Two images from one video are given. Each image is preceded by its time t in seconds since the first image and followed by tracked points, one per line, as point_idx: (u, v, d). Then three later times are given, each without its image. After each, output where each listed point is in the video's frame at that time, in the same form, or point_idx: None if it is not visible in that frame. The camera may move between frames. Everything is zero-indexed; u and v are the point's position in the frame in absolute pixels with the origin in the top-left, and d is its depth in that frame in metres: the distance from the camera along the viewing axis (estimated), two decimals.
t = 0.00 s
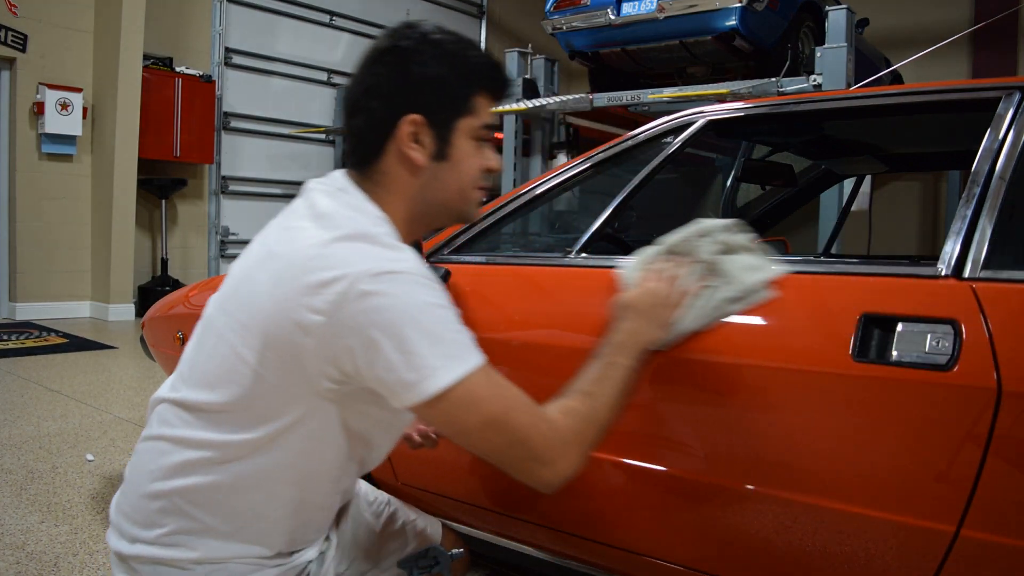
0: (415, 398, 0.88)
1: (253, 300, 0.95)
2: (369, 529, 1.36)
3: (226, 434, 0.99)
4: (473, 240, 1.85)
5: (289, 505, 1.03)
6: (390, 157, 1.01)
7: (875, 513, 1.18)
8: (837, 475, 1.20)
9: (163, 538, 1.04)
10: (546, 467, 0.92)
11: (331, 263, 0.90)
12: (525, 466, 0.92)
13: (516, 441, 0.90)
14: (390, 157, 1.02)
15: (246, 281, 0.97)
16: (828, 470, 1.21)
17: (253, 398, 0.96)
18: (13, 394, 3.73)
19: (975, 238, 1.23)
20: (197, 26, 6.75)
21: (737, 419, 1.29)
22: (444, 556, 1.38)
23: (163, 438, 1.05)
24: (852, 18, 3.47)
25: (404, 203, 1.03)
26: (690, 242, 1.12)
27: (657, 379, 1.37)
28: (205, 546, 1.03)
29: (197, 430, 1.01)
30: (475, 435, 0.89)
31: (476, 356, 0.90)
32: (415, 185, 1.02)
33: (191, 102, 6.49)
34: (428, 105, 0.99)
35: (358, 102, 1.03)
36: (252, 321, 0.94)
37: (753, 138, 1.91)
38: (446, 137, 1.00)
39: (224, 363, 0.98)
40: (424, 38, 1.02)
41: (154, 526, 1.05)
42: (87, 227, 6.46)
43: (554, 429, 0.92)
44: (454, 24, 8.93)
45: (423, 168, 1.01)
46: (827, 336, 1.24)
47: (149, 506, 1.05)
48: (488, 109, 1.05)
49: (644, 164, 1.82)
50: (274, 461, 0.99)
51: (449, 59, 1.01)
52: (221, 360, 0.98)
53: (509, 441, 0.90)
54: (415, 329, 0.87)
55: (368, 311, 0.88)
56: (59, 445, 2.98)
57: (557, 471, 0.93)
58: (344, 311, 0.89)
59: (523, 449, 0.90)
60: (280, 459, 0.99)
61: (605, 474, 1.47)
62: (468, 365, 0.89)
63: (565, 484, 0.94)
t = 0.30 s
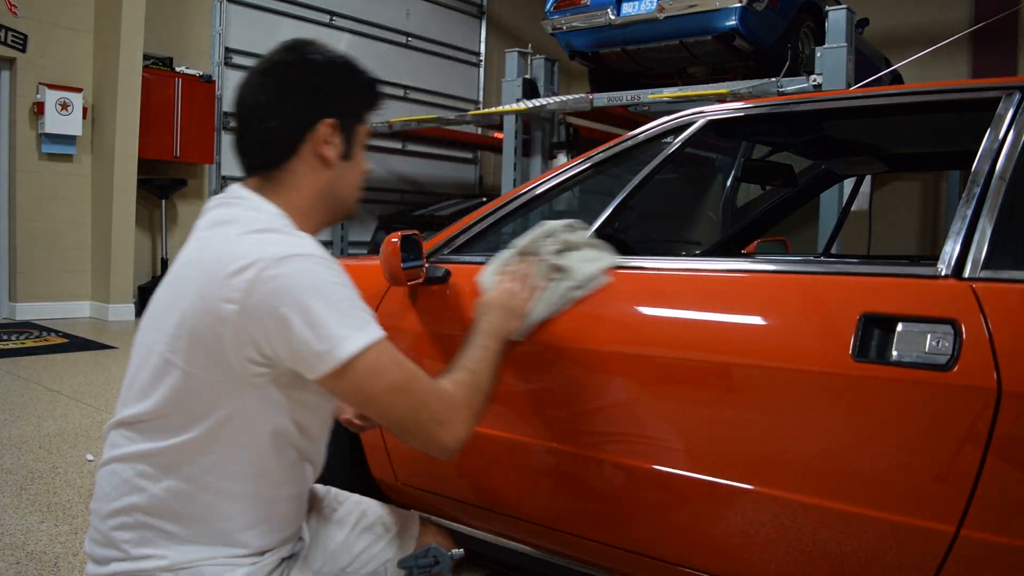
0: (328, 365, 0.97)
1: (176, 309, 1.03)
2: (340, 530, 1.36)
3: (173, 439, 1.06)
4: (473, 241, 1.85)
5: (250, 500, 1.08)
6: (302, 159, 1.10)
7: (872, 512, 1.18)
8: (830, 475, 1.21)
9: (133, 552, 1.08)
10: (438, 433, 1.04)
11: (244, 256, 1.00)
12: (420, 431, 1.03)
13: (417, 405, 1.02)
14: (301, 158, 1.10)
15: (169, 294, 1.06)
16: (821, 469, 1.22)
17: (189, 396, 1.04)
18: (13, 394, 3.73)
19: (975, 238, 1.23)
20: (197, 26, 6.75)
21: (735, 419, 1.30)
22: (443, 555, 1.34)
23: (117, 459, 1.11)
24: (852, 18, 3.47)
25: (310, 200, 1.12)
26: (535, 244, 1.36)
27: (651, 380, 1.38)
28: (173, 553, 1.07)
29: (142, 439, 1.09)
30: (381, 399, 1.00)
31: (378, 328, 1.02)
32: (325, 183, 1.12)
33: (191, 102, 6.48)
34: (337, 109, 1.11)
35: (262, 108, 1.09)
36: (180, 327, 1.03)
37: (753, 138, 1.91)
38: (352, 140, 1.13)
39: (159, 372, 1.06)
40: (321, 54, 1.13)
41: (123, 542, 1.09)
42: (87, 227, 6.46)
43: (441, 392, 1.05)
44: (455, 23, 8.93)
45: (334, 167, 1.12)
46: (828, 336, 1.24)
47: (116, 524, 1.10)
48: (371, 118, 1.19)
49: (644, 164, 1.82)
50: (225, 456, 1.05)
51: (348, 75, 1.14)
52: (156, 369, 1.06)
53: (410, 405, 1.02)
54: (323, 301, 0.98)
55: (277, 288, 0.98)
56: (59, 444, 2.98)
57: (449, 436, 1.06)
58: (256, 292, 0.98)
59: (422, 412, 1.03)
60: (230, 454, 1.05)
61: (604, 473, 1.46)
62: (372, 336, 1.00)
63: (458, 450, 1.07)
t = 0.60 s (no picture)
0: (297, 307, 1.11)
1: (142, 296, 1.16)
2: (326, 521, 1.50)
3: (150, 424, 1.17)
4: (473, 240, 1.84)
5: (228, 473, 1.21)
6: (234, 150, 1.23)
7: (872, 511, 1.18)
8: (827, 474, 1.22)
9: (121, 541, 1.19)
10: (416, 358, 1.21)
11: (203, 228, 1.14)
12: (399, 359, 1.18)
13: (392, 330, 1.18)
14: (232, 149, 1.23)
15: (134, 282, 1.18)
16: (820, 467, 1.22)
17: (164, 377, 1.16)
18: (14, 394, 3.72)
19: (975, 238, 1.22)
20: (197, 26, 6.74)
21: (737, 420, 1.29)
22: (443, 555, 1.55)
23: (99, 455, 1.23)
24: (852, 18, 3.47)
25: (243, 186, 1.25)
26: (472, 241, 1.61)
27: (648, 379, 1.39)
28: (158, 540, 1.18)
29: (122, 430, 1.20)
30: (355, 333, 1.14)
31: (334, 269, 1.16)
32: (256, 172, 1.25)
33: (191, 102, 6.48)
34: (262, 105, 1.25)
35: (190, 106, 1.23)
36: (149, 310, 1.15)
37: (753, 138, 1.91)
38: (278, 132, 1.27)
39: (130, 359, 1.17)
40: (245, 59, 1.27)
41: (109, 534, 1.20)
42: (87, 227, 6.45)
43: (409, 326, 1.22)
44: (455, 23, 8.93)
45: (263, 157, 1.25)
46: (828, 336, 1.23)
47: (104, 517, 1.21)
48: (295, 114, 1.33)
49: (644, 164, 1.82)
50: (203, 431, 1.18)
51: (270, 75, 1.27)
52: (126, 359, 1.18)
53: (385, 333, 1.17)
54: (277, 249, 1.12)
55: (237, 244, 1.11)
56: (59, 444, 2.98)
57: (427, 368, 1.22)
58: (217, 253, 1.11)
59: (398, 339, 1.18)
60: (208, 427, 1.18)
61: (603, 473, 1.46)
62: (326, 271, 1.13)
63: (438, 378, 1.24)
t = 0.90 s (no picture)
0: (273, 324, 1.12)
1: (135, 296, 1.16)
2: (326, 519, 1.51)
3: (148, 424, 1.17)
4: (473, 240, 1.84)
5: (226, 471, 1.22)
6: (210, 149, 1.23)
7: (871, 511, 1.19)
8: (826, 474, 1.22)
9: (125, 540, 1.19)
10: (355, 410, 1.19)
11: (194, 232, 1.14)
12: (340, 407, 1.18)
13: (342, 377, 1.17)
14: (209, 150, 1.24)
15: (127, 284, 1.18)
16: (819, 467, 1.22)
17: (158, 376, 1.16)
18: (13, 394, 3.72)
19: (975, 238, 1.22)
20: (197, 26, 6.74)
21: (736, 419, 1.30)
22: (442, 555, 1.54)
23: (97, 456, 1.22)
24: (852, 18, 3.47)
25: (223, 187, 1.25)
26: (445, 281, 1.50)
27: (648, 378, 1.39)
28: (162, 539, 1.19)
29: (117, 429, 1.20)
30: (311, 366, 1.15)
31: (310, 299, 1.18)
32: (234, 171, 1.25)
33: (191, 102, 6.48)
34: (239, 105, 1.24)
35: (173, 107, 1.25)
36: (144, 309, 1.15)
37: (753, 138, 1.91)
38: (255, 132, 1.26)
39: (124, 361, 1.17)
40: (225, 60, 1.28)
41: (113, 534, 1.19)
42: (87, 227, 6.45)
43: (358, 373, 1.22)
44: (455, 23, 8.92)
45: (239, 156, 1.25)
46: (828, 336, 1.23)
47: (102, 518, 1.21)
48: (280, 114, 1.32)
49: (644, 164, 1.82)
50: (201, 431, 1.18)
51: (249, 75, 1.27)
52: (118, 357, 1.17)
53: (336, 378, 1.17)
54: (264, 265, 1.13)
55: (229, 250, 1.12)
56: (59, 444, 2.98)
57: (363, 421, 1.21)
58: (207, 255, 1.12)
59: (345, 386, 1.18)
60: (207, 426, 1.19)
61: (603, 473, 1.46)
62: (302, 297, 1.15)
63: (371, 433, 1.22)
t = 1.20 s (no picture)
0: (284, 332, 1.16)
1: (141, 296, 1.15)
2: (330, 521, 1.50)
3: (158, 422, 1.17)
4: (473, 240, 1.84)
5: (233, 470, 1.22)
6: (188, 161, 1.27)
7: (872, 511, 1.19)
8: (827, 474, 1.22)
9: (130, 538, 1.18)
10: (343, 407, 1.26)
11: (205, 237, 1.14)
12: (332, 405, 1.24)
13: (336, 378, 1.24)
14: (189, 159, 1.27)
15: (133, 284, 1.17)
16: (820, 467, 1.22)
17: (166, 375, 1.16)
18: (13, 394, 3.72)
19: (975, 238, 1.22)
20: (197, 26, 6.74)
21: (737, 420, 1.30)
22: (442, 555, 1.56)
23: (102, 455, 1.21)
24: (852, 18, 3.47)
25: (209, 193, 1.29)
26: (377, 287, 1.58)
27: (648, 378, 1.39)
28: (168, 536, 1.19)
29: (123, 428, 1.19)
30: (313, 371, 1.20)
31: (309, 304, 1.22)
32: (210, 181, 1.28)
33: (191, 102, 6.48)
34: (204, 115, 1.23)
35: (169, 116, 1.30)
36: (152, 312, 1.14)
37: (753, 138, 1.91)
38: (223, 140, 1.24)
39: (133, 362, 1.16)
40: (201, 61, 1.26)
41: (117, 531, 1.18)
42: (87, 227, 6.46)
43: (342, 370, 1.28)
44: (455, 23, 8.92)
45: (211, 167, 1.26)
46: (828, 336, 1.23)
47: (107, 517, 1.20)
48: (265, 110, 1.25)
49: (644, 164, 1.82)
50: (208, 430, 1.19)
51: (217, 77, 1.23)
52: (125, 356, 1.17)
53: (330, 380, 1.23)
54: (276, 275, 1.16)
55: (245, 259, 1.14)
56: (59, 444, 2.98)
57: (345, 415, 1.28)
58: (222, 263, 1.13)
59: (337, 387, 1.24)
60: (213, 426, 1.19)
61: (603, 473, 1.46)
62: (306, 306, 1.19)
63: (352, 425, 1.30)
